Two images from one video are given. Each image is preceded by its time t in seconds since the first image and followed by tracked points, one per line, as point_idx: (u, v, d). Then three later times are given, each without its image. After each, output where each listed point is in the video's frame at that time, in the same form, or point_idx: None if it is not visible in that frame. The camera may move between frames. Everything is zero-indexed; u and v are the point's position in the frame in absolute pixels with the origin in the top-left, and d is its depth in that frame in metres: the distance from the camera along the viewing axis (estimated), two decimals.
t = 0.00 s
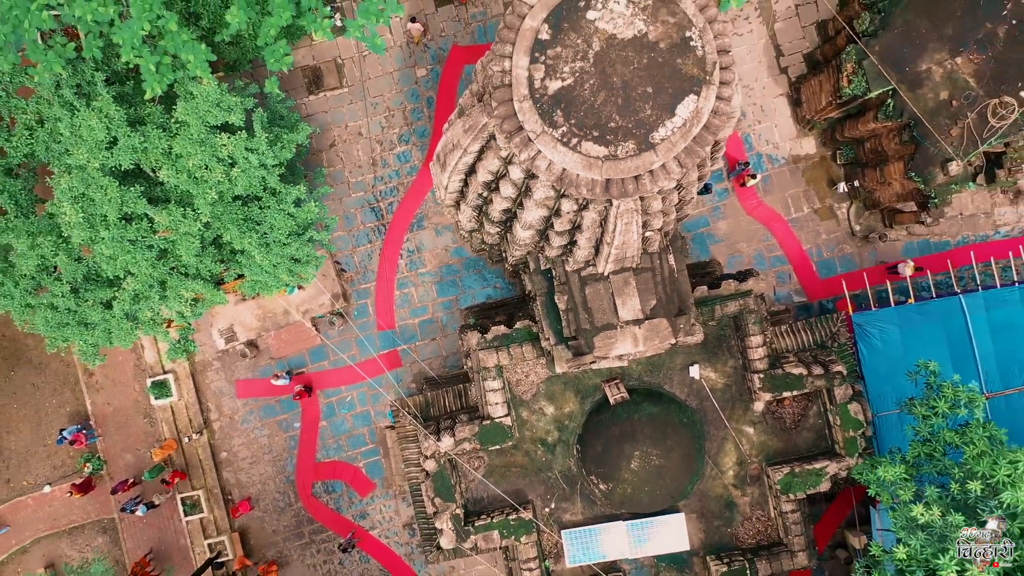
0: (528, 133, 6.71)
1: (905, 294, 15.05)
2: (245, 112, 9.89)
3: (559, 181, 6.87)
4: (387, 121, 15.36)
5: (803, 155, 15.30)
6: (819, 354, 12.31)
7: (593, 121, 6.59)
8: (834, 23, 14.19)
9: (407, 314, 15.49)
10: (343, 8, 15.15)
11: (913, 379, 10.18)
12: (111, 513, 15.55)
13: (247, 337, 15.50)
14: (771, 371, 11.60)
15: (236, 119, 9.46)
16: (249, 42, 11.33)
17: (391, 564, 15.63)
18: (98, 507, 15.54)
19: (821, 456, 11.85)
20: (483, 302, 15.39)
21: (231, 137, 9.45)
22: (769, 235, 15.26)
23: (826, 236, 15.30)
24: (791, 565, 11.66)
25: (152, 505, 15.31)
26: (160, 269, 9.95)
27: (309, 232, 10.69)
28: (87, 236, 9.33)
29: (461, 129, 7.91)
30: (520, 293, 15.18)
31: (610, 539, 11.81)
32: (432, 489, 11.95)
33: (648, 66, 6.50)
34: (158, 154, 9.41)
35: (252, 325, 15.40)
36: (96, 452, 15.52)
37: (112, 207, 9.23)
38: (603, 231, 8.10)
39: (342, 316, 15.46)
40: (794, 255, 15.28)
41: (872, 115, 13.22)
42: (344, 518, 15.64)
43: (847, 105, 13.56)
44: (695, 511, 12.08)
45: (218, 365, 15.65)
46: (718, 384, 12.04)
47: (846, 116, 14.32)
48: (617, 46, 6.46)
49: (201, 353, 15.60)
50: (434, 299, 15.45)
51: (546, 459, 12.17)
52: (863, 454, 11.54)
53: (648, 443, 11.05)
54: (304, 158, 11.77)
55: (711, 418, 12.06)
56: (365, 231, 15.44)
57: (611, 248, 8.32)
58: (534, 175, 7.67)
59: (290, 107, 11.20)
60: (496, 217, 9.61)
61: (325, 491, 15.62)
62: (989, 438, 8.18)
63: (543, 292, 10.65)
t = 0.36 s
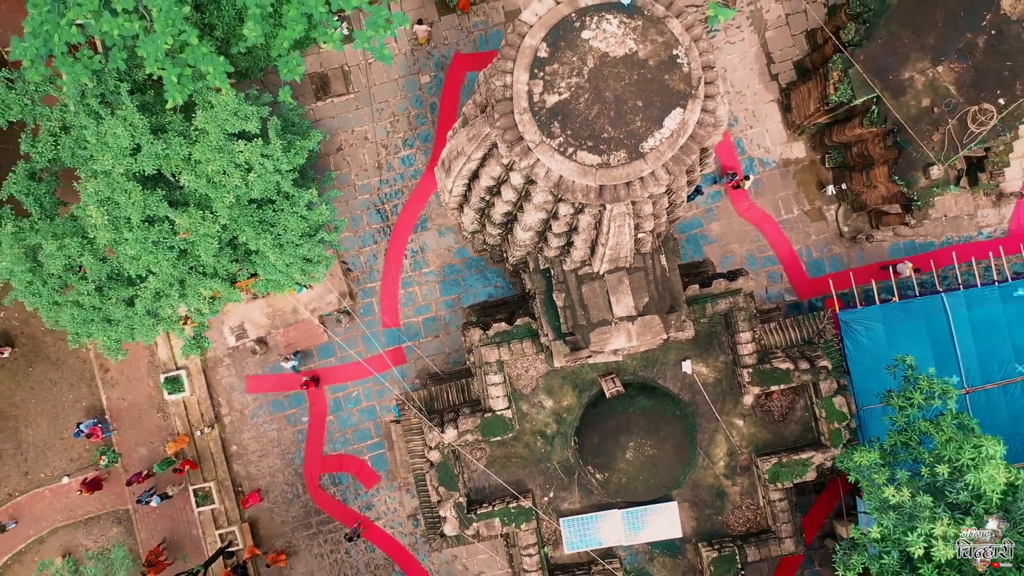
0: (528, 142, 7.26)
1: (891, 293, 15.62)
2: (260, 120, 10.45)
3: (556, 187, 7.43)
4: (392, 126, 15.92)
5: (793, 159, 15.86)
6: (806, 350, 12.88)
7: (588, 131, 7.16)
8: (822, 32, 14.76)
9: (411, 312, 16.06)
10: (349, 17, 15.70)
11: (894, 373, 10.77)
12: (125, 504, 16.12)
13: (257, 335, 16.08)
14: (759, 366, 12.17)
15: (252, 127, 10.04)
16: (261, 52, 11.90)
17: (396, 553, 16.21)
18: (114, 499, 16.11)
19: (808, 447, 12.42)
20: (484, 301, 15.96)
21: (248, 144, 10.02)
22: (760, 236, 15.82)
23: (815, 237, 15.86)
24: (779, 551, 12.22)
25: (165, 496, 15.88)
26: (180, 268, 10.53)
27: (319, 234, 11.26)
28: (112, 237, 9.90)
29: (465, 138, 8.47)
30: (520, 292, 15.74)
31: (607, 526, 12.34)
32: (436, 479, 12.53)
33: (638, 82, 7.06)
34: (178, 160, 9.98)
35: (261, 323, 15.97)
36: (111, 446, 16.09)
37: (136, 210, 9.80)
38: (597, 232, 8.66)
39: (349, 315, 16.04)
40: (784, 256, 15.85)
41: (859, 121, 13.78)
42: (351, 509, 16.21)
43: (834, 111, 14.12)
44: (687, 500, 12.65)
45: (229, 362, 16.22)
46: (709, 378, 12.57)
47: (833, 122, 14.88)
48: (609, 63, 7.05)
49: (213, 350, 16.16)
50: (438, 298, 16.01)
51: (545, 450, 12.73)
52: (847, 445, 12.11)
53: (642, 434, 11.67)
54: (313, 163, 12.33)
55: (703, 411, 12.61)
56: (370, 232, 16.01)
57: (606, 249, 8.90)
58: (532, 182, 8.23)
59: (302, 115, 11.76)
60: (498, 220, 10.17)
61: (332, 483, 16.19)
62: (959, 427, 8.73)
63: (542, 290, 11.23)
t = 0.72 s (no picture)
0: (528, 150, 7.80)
1: (878, 291, 16.17)
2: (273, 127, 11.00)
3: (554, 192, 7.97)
4: (397, 130, 16.48)
5: (785, 162, 16.40)
6: (794, 346, 13.43)
7: (583, 141, 7.71)
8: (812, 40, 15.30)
9: (415, 310, 16.61)
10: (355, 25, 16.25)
11: (876, 367, 11.32)
12: (138, 496, 16.66)
13: (266, 332, 16.63)
14: (749, 361, 12.71)
15: (266, 134, 10.58)
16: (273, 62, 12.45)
17: (400, 544, 16.73)
18: (127, 491, 16.65)
19: (796, 439, 12.96)
20: (485, 299, 16.50)
21: (262, 150, 10.57)
22: (752, 237, 16.37)
23: (806, 237, 16.41)
24: (768, 539, 12.76)
25: (177, 487, 16.43)
26: (197, 268, 11.08)
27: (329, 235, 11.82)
28: (134, 239, 10.45)
29: (468, 145, 9.00)
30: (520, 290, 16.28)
31: (604, 515, 12.89)
32: (440, 469, 13.09)
33: (630, 94, 7.61)
34: (196, 165, 10.53)
35: (270, 321, 16.54)
36: (125, 439, 16.63)
37: (156, 213, 10.35)
38: (593, 234, 9.21)
39: (354, 313, 16.59)
40: (775, 256, 16.39)
41: (846, 126, 14.31)
42: (356, 501, 16.75)
43: (823, 116, 14.66)
44: (681, 490, 13.19)
45: (238, 359, 16.77)
46: (702, 373, 13.11)
47: (822, 126, 15.42)
48: (603, 77, 7.60)
49: (223, 347, 16.71)
50: (440, 296, 16.56)
51: (544, 442, 13.25)
52: (833, 437, 12.65)
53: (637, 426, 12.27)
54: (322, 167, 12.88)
55: (695, 405, 13.14)
56: (375, 233, 16.56)
57: (601, 249, 9.44)
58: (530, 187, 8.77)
59: (311, 121, 12.31)
60: (499, 222, 10.70)
61: (338, 476, 16.73)
62: (934, 417, 9.27)
63: (540, 288, 11.76)
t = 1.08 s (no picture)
0: (529, 156, 8.37)
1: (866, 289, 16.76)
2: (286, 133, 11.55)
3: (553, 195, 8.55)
4: (401, 134, 17.04)
5: (776, 165, 16.97)
6: (784, 342, 13.99)
7: (580, 148, 8.28)
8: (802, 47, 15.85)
9: (419, 308, 17.17)
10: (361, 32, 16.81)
11: (860, 361, 11.87)
12: (152, 488, 17.23)
13: (276, 329, 17.22)
14: (740, 357, 13.27)
15: (280, 140, 11.14)
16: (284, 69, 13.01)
17: (404, 534, 17.29)
18: (141, 482, 17.22)
19: (785, 431, 13.53)
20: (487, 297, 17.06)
21: (277, 155, 11.13)
22: (745, 237, 16.94)
23: (797, 237, 16.96)
24: (759, 526, 13.30)
25: (190, 479, 17.00)
26: (214, 267, 11.66)
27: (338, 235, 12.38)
28: (154, 239, 11.02)
29: (473, 151, 9.56)
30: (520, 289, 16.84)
31: (602, 504, 13.41)
32: (444, 460, 13.67)
33: (623, 105, 8.17)
34: (213, 170, 11.09)
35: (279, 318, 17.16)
36: (138, 433, 17.20)
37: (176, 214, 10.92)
38: (590, 235, 9.76)
39: (361, 310, 17.15)
40: (767, 255, 16.94)
41: (835, 130, 14.87)
42: (362, 493, 17.31)
43: (812, 121, 15.23)
44: (675, 480, 13.75)
45: (248, 355, 17.33)
46: (695, 367, 13.66)
47: (813, 130, 15.98)
48: (598, 89, 8.16)
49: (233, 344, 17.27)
50: (444, 295, 17.12)
51: (544, 434, 13.80)
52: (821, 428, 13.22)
53: (632, 418, 13.31)
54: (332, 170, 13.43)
55: (689, 399, 13.69)
56: (381, 234, 17.12)
57: (598, 249, 10.00)
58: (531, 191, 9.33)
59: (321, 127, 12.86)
60: (501, 223, 11.23)
61: (344, 469, 17.28)
62: (912, 407, 9.83)
63: (541, 287, 12.31)
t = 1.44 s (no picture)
0: (529, 163, 8.93)
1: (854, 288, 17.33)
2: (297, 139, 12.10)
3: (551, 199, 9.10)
4: (405, 139, 17.61)
5: (768, 168, 17.53)
6: (774, 339, 14.55)
7: (577, 155, 8.84)
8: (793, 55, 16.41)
9: (422, 307, 17.74)
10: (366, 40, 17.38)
11: (845, 357, 12.43)
12: (164, 481, 17.80)
13: (283, 327, 17.79)
14: (732, 353, 13.84)
15: (292, 146, 11.71)
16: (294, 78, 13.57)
17: (407, 526, 17.86)
18: (153, 476, 17.79)
19: (775, 424, 14.09)
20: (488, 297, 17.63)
21: (289, 160, 11.70)
22: (738, 238, 17.50)
23: (788, 238, 17.53)
24: (750, 516, 13.86)
25: (201, 472, 17.57)
26: (228, 267, 12.23)
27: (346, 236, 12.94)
28: (173, 240, 11.58)
29: (475, 157, 10.12)
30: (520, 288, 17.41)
31: (599, 495, 13.99)
32: (447, 452, 14.25)
33: (617, 115, 8.73)
34: (228, 174, 11.65)
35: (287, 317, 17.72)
36: (151, 428, 17.76)
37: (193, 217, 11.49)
38: (586, 236, 10.31)
39: (366, 309, 17.70)
40: (760, 256, 17.50)
41: (823, 135, 15.43)
42: (367, 486, 17.87)
43: (802, 126, 15.79)
44: (669, 472, 14.31)
45: (257, 353, 17.88)
46: (689, 364, 14.22)
47: (803, 135, 16.54)
48: (594, 100, 8.73)
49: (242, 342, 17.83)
50: (447, 294, 17.69)
51: (543, 428, 14.35)
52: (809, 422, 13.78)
53: (628, 412, 13.89)
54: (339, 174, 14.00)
55: (683, 394, 14.24)
56: (385, 235, 17.69)
57: (594, 250, 10.56)
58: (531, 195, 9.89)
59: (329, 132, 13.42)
60: (502, 225, 11.79)
61: (350, 462, 17.84)
62: (891, 399, 10.39)
63: (540, 286, 12.88)
